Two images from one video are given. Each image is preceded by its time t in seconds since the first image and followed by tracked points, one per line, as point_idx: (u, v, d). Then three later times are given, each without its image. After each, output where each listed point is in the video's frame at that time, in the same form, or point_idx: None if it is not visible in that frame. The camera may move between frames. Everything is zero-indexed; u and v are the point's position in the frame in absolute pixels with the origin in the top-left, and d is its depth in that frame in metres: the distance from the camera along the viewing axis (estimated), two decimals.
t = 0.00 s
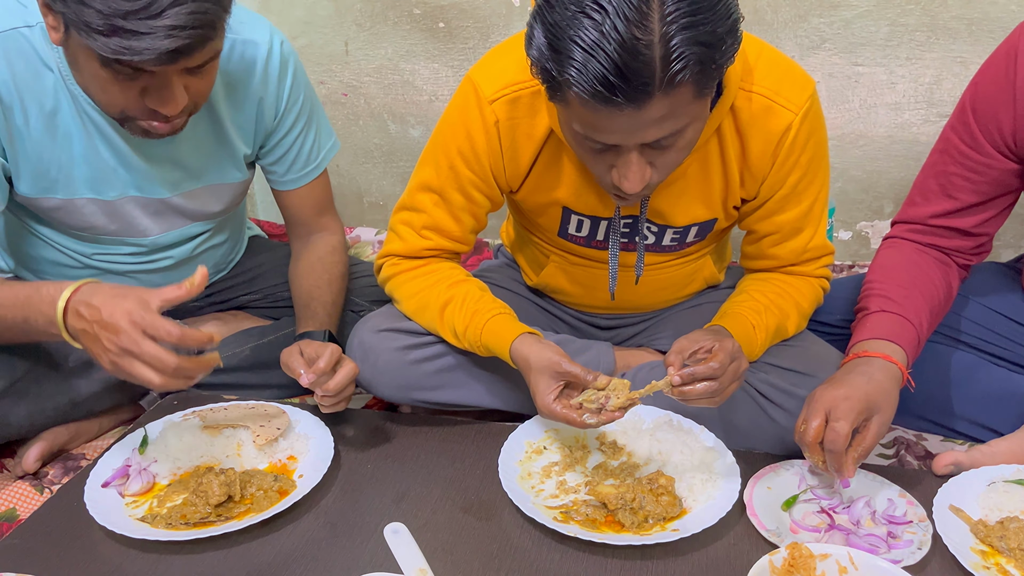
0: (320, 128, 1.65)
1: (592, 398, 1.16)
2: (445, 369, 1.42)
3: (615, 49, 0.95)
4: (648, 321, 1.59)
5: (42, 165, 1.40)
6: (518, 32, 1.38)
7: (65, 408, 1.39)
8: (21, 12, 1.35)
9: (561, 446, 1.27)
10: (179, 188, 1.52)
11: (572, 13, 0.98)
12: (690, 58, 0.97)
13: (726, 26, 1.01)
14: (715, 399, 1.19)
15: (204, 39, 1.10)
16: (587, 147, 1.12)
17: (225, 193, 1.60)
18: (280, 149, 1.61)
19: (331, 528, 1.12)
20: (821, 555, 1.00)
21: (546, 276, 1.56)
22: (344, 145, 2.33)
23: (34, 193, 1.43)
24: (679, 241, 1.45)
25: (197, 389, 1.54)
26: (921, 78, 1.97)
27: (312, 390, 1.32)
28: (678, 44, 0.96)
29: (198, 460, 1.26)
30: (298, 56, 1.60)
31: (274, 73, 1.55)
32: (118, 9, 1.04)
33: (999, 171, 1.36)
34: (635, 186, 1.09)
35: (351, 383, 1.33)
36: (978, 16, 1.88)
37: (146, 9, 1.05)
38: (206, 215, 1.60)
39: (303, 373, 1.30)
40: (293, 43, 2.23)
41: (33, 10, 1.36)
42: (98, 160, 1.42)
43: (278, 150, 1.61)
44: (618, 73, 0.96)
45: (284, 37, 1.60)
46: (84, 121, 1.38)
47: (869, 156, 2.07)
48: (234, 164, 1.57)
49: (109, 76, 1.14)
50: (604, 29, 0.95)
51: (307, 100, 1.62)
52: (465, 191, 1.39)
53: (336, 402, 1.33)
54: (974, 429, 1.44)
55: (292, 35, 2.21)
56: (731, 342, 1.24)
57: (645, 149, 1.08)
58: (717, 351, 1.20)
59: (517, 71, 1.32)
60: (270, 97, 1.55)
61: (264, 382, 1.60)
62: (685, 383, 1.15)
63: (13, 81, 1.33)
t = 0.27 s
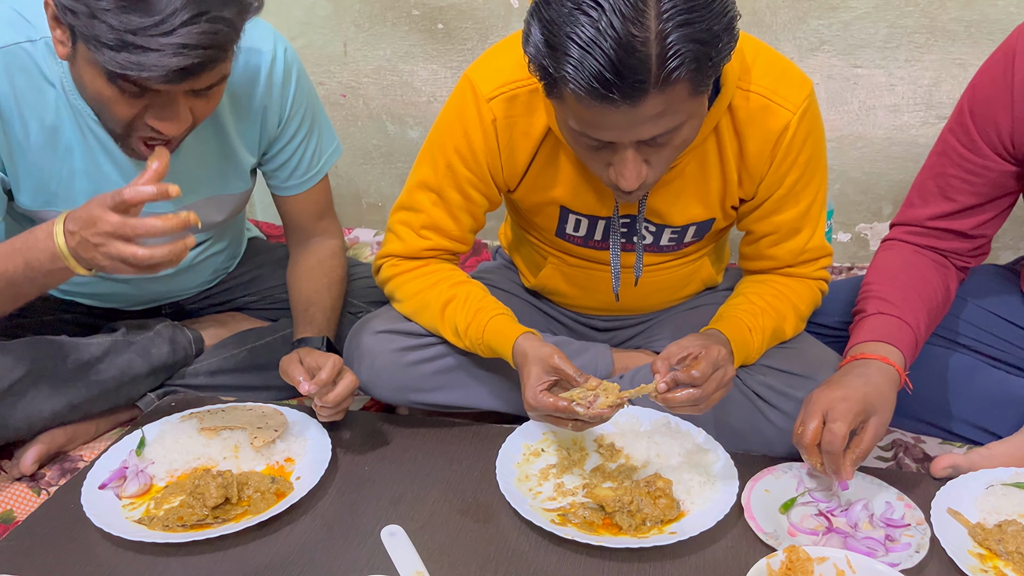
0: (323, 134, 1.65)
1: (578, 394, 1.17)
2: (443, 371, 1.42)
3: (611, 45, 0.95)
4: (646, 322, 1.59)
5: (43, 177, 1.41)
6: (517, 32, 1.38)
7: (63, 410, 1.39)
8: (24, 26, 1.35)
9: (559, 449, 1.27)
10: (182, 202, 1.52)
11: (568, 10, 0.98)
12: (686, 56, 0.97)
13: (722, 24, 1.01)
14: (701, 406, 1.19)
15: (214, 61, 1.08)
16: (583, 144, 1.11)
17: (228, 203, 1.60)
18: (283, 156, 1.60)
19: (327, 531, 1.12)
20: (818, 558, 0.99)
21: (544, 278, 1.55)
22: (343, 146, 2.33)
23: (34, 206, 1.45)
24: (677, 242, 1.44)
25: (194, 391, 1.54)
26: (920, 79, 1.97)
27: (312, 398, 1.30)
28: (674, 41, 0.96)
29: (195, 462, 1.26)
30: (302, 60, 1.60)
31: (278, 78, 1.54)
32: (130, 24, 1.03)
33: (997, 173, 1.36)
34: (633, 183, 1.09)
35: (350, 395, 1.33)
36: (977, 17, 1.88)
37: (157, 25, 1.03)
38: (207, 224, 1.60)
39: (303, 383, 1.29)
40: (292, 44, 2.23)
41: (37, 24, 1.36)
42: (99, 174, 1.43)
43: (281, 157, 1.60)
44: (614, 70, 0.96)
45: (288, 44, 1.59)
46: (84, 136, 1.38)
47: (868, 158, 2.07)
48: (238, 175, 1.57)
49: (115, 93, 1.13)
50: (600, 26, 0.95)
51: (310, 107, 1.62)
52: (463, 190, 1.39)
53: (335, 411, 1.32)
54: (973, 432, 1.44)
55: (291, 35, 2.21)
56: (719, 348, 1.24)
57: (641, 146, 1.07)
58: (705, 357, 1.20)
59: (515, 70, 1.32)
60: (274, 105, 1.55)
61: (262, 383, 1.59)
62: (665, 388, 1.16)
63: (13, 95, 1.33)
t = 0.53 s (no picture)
0: (323, 133, 1.65)
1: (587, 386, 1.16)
2: (444, 369, 1.42)
3: (621, 40, 0.95)
4: (647, 321, 1.58)
5: (40, 178, 1.41)
6: (520, 28, 1.38)
7: (62, 410, 1.39)
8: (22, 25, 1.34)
9: (560, 448, 1.26)
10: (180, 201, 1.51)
11: (579, 4, 0.97)
12: (696, 52, 0.97)
13: (732, 20, 1.00)
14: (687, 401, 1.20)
15: (205, 91, 1.07)
16: (588, 136, 1.11)
17: (227, 203, 1.59)
18: (283, 155, 1.60)
19: (328, 530, 1.11)
20: (821, 557, 0.99)
21: (545, 275, 1.55)
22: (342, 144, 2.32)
23: (32, 207, 1.44)
24: (680, 238, 1.44)
25: (191, 390, 1.54)
26: (921, 78, 1.96)
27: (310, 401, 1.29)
28: (684, 37, 0.96)
29: (195, 461, 1.25)
30: (302, 59, 1.60)
31: (279, 76, 1.54)
32: (125, 45, 1.01)
33: (998, 172, 1.35)
34: (637, 177, 1.08)
35: (348, 398, 1.31)
36: (978, 16, 1.88)
37: (153, 51, 1.01)
38: (206, 222, 1.59)
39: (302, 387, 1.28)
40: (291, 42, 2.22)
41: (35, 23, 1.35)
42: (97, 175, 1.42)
43: (281, 156, 1.60)
44: (624, 64, 0.95)
45: (287, 44, 1.58)
46: (82, 136, 1.38)
47: (869, 156, 2.07)
48: (237, 175, 1.56)
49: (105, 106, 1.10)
50: (611, 20, 0.95)
51: (311, 107, 1.61)
52: (466, 185, 1.39)
53: (333, 415, 1.30)
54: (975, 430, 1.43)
55: (291, 34, 2.21)
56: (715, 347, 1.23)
57: (648, 141, 1.07)
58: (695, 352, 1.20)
59: (519, 64, 1.32)
60: (274, 103, 1.54)
61: (261, 382, 1.59)
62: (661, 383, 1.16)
63: (11, 96, 1.33)
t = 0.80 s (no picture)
0: (319, 131, 1.64)
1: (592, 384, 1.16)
2: (441, 369, 1.41)
3: (623, 35, 0.94)
4: (645, 320, 1.58)
5: (35, 175, 1.40)
6: (516, 27, 1.37)
7: (56, 411, 1.37)
8: (13, 20, 1.33)
9: (558, 448, 1.25)
10: (175, 198, 1.50)
11: None
12: (698, 47, 0.96)
13: (734, 15, 1.00)
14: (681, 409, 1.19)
15: (211, 59, 1.07)
16: (588, 133, 1.10)
17: (221, 200, 1.58)
18: (279, 152, 1.59)
19: (324, 532, 1.10)
20: (820, 558, 0.99)
21: (543, 274, 1.54)
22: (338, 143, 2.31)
23: (27, 204, 1.43)
24: (677, 237, 1.43)
25: (188, 390, 1.52)
26: (919, 76, 1.96)
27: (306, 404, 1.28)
28: (686, 32, 0.95)
29: (190, 463, 1.24)
30: (298, 58, 1.59)
31: (274, 73, 1.53)
32: (126, 18, 1.01)
33: (995, 171, 1.35)
34: (638, 174, 1.08)
35: (344, 402, 1.30)
36: (975, 14, 1.87)
37: (154, 22, 1.02)
38: (202, 220, 1.58)
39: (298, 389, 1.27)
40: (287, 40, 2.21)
41: (27, 18, 1.34)
42: (92, 172, 1.41)
43: (277, 154, 1.59)
44: (626, 59, 0.94)
45: (284, 40, 1.58)
46: (77, 133, 1.37)
47: (866, 154, 2.06)
48: (232, 170, 1.55)
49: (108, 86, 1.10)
50: (613, 15, 0.94)
51: (307, 104, 1.61)
52: (463, 182, 1.38)
53: (328, 418, 1.29)
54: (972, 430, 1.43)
55: (286, 32, 2.20)
56: (717, 357, 1.21)
57: (648, 137, 1.06)
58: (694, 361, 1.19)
59: (516, 62, 1.31)
60: (270, 99, 1.54)
61: (257, 382, 1.58)
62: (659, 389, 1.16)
63: (5, 92, 1.32)
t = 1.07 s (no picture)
0: (322, 128, 1.64)
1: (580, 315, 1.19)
2: (443, 367, 1.41)
3: (640, 39, 0.94)
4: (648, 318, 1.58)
5: (38, 170, 1.39)
6: (514, 32, 1.36)
7: (57, 409, 1.37)
8: (17, 16, 1.33)
9: (560, 446, 1.25)
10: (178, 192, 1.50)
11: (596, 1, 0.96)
12: (713, 54, 0.96)
13: (747, 25, 1.00)
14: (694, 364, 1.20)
15: (219, 23, 1.10)
16: (596, 138, 1.10)
17: (223, 196, 1.57)
18: (281, 149, 1.59)
19: (328, 530, 1.10)
20: (824, 555, 0.98)
21: (544, 275, 1.54)
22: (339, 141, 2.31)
23: (30, 199, 1.42)
24: (678, 241, 1.43)
25: (189, 388, 1.52)
26: (920, 74, 1.96)
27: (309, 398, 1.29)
28: (701, 39, 0.95)
29: (193, 460, 1.24)
30: (301, 57, 1.59)
31: (279, 69, 1.54)
32: None
33: (1000, 168, 1.35)
34: (643, 184, 1.08)
35: (347, 396, 1.31)
36: (977, 11, 1.87)
37: None
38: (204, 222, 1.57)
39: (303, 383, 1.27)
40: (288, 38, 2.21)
41: (31, 13, 1.34)
42: (96, 167, 1.41)
43: (279, 150, 1.59)
44: (642, 63, 0.94)
45: (288, 35, 1.59)
46: (81, 127, 1.37)
47: (868, 152, 2.06)
48: (232, 166, 1.55)
49: (119, 62, 1.14)
50: (630, 18, 0.94)
51: (309, 100, 1.61)
52: (462, 190, 1.38)
53: (333, 411, 1.30)
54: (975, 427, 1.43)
55: (287, 29, 2.19)
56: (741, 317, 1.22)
57: (657, 144, 1.06)
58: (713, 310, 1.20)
59: (516, 70, 1.31)
60: (273, 95, 1.54)
61: (259, 381, 1.58)
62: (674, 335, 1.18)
63: (9, 87, 1.32)
